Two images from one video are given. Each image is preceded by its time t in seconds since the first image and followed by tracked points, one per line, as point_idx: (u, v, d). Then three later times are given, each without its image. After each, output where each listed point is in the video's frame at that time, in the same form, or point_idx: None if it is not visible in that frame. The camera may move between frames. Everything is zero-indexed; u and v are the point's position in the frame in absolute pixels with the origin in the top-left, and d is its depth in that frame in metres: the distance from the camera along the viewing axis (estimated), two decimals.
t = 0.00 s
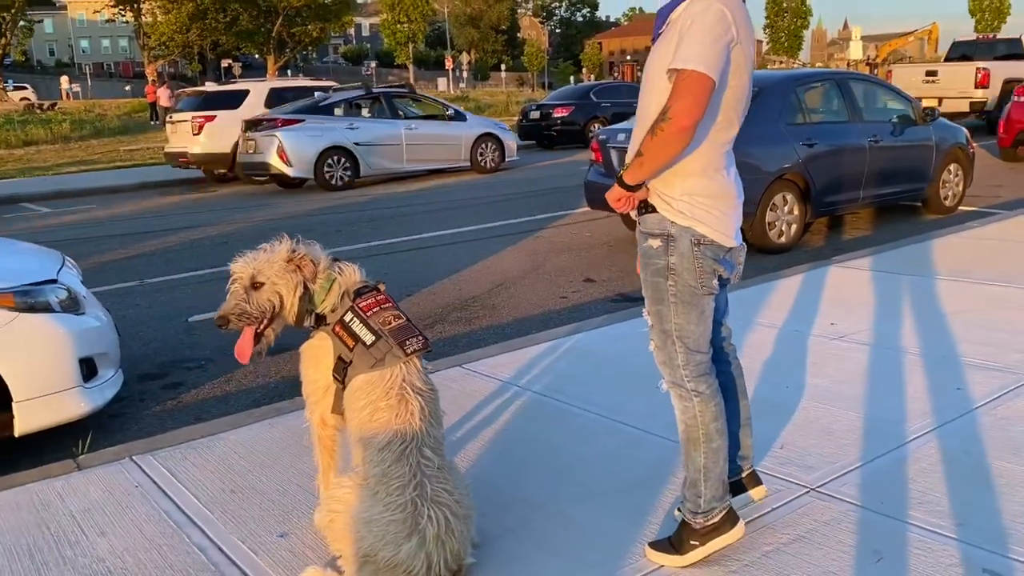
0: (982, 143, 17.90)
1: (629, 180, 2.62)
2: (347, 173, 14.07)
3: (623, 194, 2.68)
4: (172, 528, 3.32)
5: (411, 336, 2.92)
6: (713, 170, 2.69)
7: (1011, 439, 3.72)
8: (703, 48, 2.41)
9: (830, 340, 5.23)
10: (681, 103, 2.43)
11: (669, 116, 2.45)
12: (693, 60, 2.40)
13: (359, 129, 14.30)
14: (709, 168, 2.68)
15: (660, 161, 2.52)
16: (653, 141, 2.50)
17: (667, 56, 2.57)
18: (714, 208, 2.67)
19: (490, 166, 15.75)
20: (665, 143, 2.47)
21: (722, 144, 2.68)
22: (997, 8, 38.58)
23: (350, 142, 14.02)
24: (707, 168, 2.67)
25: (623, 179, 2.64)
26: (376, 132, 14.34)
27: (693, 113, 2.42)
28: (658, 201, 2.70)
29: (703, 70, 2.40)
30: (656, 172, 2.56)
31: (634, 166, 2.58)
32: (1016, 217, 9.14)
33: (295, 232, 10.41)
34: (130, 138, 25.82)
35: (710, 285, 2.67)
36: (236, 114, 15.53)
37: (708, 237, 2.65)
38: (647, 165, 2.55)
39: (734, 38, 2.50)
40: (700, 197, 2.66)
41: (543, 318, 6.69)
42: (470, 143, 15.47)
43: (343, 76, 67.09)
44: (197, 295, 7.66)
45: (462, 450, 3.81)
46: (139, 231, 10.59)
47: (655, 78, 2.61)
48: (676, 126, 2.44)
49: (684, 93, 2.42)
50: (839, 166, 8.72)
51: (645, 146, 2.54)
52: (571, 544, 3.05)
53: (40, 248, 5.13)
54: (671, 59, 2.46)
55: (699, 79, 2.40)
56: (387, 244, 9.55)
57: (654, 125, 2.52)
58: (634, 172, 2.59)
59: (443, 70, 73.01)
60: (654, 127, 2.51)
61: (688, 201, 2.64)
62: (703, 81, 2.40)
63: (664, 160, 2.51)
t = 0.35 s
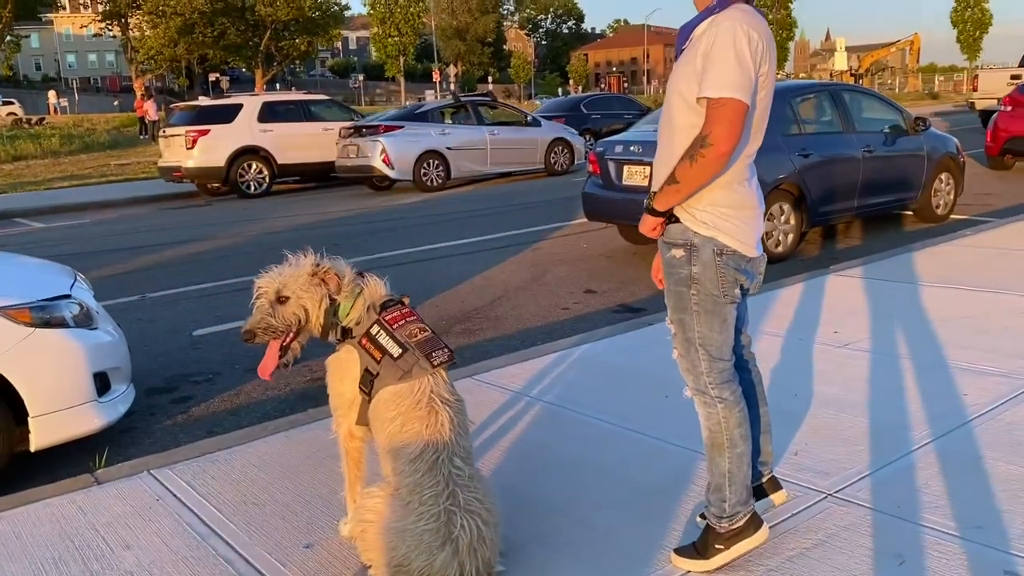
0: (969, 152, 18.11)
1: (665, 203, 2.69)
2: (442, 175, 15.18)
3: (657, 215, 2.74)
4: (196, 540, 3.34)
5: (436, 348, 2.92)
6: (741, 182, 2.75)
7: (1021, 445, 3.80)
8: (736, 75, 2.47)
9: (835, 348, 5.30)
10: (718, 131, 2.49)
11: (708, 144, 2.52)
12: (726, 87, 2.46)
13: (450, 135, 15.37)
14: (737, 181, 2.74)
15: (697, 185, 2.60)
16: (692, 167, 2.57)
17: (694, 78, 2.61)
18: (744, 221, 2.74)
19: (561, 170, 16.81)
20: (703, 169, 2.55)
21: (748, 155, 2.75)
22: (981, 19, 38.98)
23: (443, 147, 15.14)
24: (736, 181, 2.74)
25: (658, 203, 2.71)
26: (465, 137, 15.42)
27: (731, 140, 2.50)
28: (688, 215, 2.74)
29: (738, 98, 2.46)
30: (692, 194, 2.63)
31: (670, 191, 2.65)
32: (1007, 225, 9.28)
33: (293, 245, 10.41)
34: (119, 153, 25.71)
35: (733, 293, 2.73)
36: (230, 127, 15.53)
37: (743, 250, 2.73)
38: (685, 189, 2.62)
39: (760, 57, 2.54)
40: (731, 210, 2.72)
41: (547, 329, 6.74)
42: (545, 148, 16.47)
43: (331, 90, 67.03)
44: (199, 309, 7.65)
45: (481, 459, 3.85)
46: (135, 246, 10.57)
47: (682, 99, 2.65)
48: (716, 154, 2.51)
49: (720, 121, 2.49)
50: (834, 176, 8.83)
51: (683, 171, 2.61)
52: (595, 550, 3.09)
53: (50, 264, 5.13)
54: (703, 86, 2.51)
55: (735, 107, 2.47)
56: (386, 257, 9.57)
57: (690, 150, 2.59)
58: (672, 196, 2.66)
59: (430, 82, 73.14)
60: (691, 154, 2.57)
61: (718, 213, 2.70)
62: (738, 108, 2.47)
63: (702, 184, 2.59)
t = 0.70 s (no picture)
0: (968, 166, 18.17)
1: (690, 226, 2.69)
2: (524, 180, 16.21)
3: (683, 237, 2.74)
4: (203, 557, 3.33)
5: (444, 365, 2.92)
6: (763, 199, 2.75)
7: None
8: (761, 95, 2.46)
9: (839, 363, 5.30)
10: (747, 151, 2.49)
11: (737, 165, 2.52)
12: (753, 108, 2.46)
13: (533, 142, 16.41)
14: (758, 198, 2.74)
15: (726, 206, 2.60)
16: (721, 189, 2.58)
17: (715, 98, 2.60)
18: (766, 238, 2.74)
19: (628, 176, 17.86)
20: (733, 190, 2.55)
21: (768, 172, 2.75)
22: (978, 34, 39.16)
23: (527, 153, 16.18)
24: (757, 198, 2.74)
25: (686, 224, 2.70)
26: (546, 144, 16.43)
27: (761, 160, 2.50)
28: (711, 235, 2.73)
29: (765, 118, 2.46)
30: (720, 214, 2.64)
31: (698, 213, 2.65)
32: (1009, 239, 9.29)
33: (295, 259, 10.41)
34: (119, 166, 25.71)
35: (756, 312, 2.73)
36: (231, 141, 15.56)
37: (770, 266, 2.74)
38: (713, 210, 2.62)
39: (781, 74, 2.54)
40: (752, 228, 2.72)
41: (550, 344, 6.73)
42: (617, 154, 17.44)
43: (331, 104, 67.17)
44: (202, 323, 7.64)
45: (487, 475, 3.84)
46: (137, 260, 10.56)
47: (702, 120, 2.65)
48: (745, 175, 2.52)
49: (748, 141, 2.49)
50: (836, 191, 8.84)
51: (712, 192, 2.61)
52: (609, 568, 3.08)
53: (53, 279, 5.13)
54: (728, 108, 2.51)
55: (762, 127, 2.47)
56: (388, 271, 9.57)
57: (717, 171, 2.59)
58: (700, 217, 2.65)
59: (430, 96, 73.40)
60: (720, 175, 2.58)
61: (743, 231, 2.70)
62: (764, 128, 2.47)
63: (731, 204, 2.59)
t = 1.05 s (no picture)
0: (967, 179, 18.17)
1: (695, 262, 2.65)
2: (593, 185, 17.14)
3: (686, 271, 2.69)
4: None
5: (437, 384, 2.90)
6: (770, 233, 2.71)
7: None
8: (771, 136, 2.42)
9: (839, 379, 5.27)
10: (758, 194, 2.46)
11: (747, 207, 2.48)
12: (765, 149, 2.42)
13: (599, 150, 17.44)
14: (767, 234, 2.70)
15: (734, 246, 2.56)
16: (729, 230, 2.54)
17: (724, 135, 2.56)
18: (773, 273, 2.70)
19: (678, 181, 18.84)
20: (743, 231, 2.51)
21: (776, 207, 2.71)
22: (977, 46, 39.25)
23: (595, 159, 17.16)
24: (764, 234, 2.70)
25: (690, 260, 2.65)
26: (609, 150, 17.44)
27: (771, 202, 2.46)
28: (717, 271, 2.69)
29: (774, 160, 2.43)
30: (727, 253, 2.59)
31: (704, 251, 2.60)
32: (1008, 253, 9.27)
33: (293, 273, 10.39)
34: (120, 181, 25.77)
35: (765, 349, 2.69)
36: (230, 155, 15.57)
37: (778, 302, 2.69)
38: (720, 248, 2.57)
39: (791, 112, 2.50)
40: (758, 263, 2.67)
41: (548, 359, 6.70)
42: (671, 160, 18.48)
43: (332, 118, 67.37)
44: (199, 338, 7.62)
45: (483, 492, 3.82)
46: (135, 274, 10.55)
47: (711, 156, 2.61)
48: (755, 217, 2.48)
49: (759, 183, 2.45)
50: (834, 204, 8.82)
51: (719, 232, 2.57)
52: None
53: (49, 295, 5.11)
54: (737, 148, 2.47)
55: (772, 169, 2.43)
56: (386, 285, 9.55)
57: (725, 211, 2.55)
58: (705, 254, 2.60)
59: (430, 110, 73.71)
60: (728, 215, 2.54)
61: (748, 267, 2.66)
62: (774, 170, 2.44)
63: (739, 245, 2.55)
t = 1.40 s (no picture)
0: (966, 189, 18.14)
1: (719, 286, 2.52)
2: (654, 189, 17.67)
3: (706, 295, 2.56)
4: None
5: (425, 401, 2.87)
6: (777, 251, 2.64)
7: None
8: (806, 157, 2.34)
9: (836, 392, 5.22)
10: (796, 217, 2.36)
11: (786, 232, 2.38)
12: (802, 170, 2.33)
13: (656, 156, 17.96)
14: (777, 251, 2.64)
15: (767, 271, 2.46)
16: (764, 254, 2.42)
17: (749, 155, 2.45)
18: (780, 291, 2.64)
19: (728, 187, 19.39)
20: (778, 255, 2.41)
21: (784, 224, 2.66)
22: (976, 57, 39.30)
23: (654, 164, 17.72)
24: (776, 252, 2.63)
25: (714, 284, 2.52)
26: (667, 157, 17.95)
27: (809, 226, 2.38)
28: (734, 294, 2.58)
29: (812, 182, 2.35)
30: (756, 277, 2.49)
31: (733, 275, 2.48)
32: (1007, 264, 9.23)
33: (290, 285, 10.36)
34: (120, 193, 25.79)
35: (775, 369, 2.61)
36: (229, 168, 15.57)
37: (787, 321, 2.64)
38: (749, 272, 2.46)
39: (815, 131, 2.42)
40: (771, 282, 2.60)
41: (544, 372, 6.65)
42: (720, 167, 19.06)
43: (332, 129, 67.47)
44: (194, 351, 7.58)
45: (474, 509, 3.78)
46: (131, 287, 10.52)
47: (733, 178, 2.49)
48: (794, 242, 2.39)
49: (796, 207, 2.35)
50: (833, 215, 8.77)
51: (751, 256, 2.45)
52: None
53: (40, 309, 5.08)
54: (773, 170, 2.36)
55: (810, 192, 2.35)
56: (383, 297, 9.51)
57: (757, 235, 2.43)
58: (731, 278, 2.48)
59: (431, 121, 73.92)
60: (762, 240, 2.43)
61: (759, 286, 2.58)
62: (812, 193, 2.35)
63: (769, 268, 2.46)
